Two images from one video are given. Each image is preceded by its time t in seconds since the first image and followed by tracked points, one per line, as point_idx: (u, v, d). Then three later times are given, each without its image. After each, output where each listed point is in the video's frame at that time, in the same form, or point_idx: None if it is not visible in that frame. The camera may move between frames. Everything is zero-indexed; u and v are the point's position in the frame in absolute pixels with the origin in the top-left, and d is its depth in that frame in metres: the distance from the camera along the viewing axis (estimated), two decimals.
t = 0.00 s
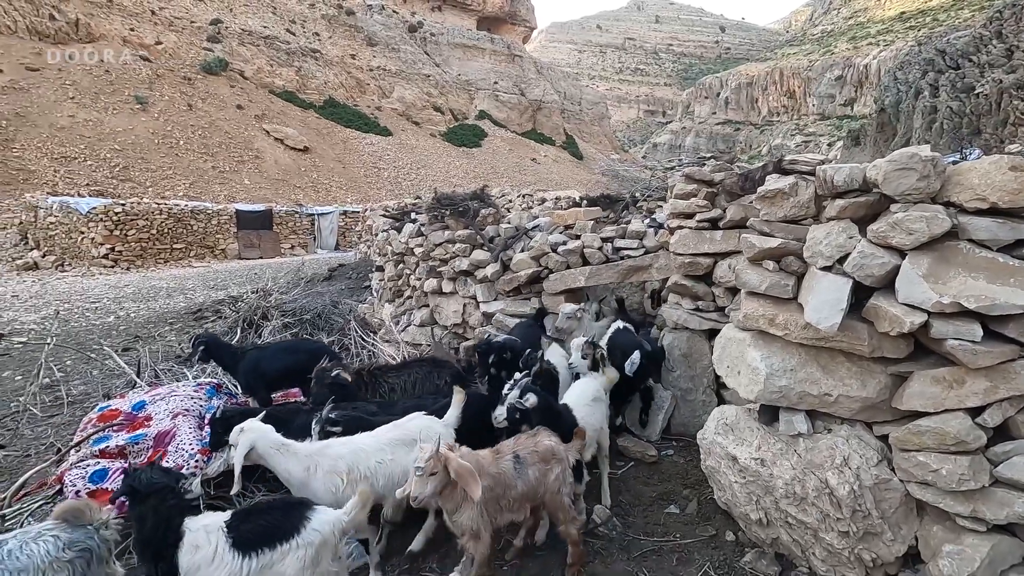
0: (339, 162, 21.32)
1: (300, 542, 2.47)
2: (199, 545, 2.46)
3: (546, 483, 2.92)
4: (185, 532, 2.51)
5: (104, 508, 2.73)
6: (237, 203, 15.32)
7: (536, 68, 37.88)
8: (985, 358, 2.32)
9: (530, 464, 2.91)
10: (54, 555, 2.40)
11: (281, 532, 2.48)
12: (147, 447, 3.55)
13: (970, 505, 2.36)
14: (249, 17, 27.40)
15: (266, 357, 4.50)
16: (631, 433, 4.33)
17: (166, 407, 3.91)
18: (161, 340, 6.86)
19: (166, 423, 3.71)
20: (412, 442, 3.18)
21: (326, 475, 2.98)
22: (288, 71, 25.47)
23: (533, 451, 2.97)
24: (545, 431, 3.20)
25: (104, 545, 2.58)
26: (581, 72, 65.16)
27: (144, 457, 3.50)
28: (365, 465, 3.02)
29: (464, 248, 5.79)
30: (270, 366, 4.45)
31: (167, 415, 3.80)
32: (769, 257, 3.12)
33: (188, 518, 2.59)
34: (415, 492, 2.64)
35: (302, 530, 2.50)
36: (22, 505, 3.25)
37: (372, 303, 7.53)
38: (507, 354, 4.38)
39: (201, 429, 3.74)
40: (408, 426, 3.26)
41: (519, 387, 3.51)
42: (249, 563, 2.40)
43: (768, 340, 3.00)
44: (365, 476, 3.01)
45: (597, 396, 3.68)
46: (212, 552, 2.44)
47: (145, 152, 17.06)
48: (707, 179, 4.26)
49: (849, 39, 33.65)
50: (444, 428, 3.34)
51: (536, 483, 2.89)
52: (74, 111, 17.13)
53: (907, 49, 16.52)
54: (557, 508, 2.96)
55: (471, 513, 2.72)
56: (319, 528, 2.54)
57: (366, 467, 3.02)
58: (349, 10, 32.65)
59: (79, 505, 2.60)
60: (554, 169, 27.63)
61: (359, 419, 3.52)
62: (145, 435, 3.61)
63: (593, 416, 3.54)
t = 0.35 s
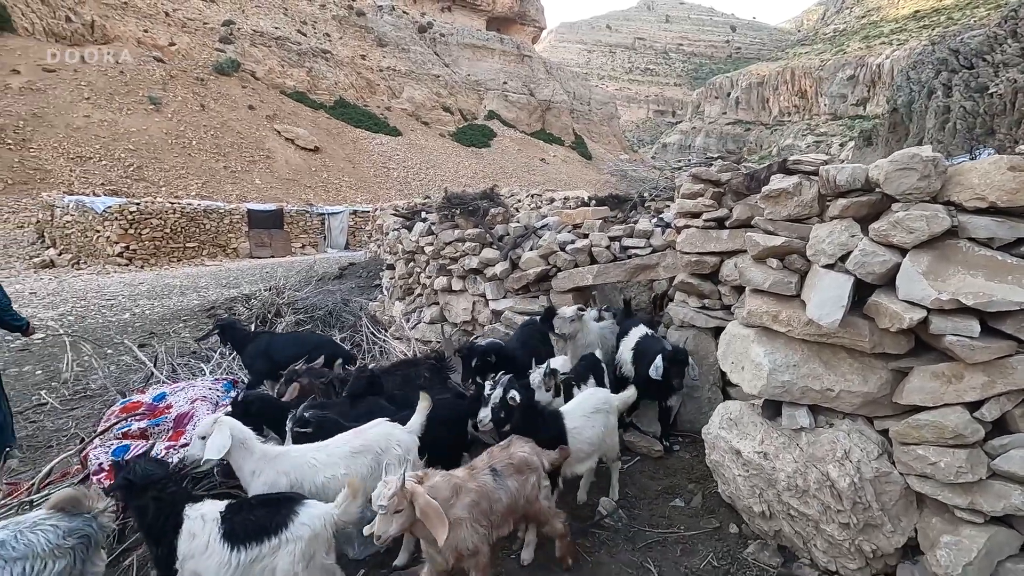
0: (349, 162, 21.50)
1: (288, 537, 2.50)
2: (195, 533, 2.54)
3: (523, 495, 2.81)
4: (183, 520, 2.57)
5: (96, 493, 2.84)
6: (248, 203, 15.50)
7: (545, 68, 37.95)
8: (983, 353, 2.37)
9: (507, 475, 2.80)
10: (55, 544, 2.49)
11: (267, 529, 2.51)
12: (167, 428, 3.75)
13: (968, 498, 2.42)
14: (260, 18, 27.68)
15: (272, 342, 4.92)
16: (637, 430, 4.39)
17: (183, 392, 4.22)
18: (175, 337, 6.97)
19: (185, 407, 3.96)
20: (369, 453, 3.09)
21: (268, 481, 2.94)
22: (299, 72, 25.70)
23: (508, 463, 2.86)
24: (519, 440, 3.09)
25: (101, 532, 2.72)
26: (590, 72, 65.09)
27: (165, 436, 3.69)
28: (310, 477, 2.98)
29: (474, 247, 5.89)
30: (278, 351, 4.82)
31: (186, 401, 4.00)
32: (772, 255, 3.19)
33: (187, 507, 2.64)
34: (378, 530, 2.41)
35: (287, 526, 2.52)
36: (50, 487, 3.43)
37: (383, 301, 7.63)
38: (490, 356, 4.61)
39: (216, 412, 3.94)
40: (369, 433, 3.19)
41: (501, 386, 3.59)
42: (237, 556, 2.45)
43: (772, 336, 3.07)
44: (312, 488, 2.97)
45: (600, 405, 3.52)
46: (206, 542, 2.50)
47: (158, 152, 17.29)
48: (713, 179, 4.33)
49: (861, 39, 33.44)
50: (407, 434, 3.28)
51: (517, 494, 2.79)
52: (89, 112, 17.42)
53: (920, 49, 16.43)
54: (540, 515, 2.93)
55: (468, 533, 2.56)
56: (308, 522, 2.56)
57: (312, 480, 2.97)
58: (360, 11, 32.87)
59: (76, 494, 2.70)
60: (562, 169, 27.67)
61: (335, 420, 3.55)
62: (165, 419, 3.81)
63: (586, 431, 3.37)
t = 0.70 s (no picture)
0: (356, 162, 21.66)
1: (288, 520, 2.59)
2: (194, 524, 2.57)
3: (481, 525, 2.77)
4: (181, 513, 2.61)
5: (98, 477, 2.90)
6: (257, 202, 15.66)
7: (553, 68, 38.03)
8: (976, 347, 2.43)
9: (465, 505, 2.77)
10: (55, 530, 2.60)
11: (268, 509, 2.61)
12: (181, 423, 3.84)
13: (961, 489, 2.48)
14: (269, 20, 27.92)
15: (280, 335, 5.04)
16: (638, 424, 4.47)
17: (195, 385, 4.32)
18: (187, 334, 7.08)
19: (199, 400, 4.05)
20: (306, 469, 2.99)
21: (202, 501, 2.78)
22: (307, 73, 25.91)
23: (469, 491, 2.82)
24: (482, 466, 3.03)
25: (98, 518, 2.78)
26: (598, 72, 65.04)
27: (179, 431, 3.79)
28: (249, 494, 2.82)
29: (480, 245, 5.98)
30: (284, 342, 4.93)
31: (200, 395, 4.10)
32: (772, 252, 3.25)
33: (183, 501, 2.66)
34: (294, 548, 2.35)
35: (287, 507, 2.64)
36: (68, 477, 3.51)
37: (390, 299, 7.72)
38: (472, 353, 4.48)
39: (229, 408, 4.05)
40: (307, 449, 3.10)
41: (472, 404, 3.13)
42: (239, 538, 2.52)
43: (771, 331, 3.14)
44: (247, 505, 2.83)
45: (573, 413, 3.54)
46: (204, 530, 2.55)
47: (169, 152, 17.52)
48: (717, 179, 4.39)
49: (871, 38, 33.26)
50: (348, 449, 3.15)
51: (471, 527, 2.74)
52: (102, 112, 17.68)
53: (931, 48, 16.34)
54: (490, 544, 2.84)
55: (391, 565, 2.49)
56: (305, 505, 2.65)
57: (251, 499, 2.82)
58: (368, 12, 33.07)
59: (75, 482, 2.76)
60: (569, 169, 27.73)
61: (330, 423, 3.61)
62: (179, 413, 3.91)
63: (557, 439, 3.35)
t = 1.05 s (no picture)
0: (362, 162, 21.76)
1: (270, 514, 2.65)
2: (175, 521, 2.60)
3: (412, 564, 2.42)
4: (161, 512, 2.63)
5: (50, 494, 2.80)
6: (263, 203, 15.75)
7: (558, 69, 38.07)
8: (969, 348, 2.46)
9: (392, 543, 2.41)
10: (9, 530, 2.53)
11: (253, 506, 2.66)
12: (188, 420, 3.93)
13: (955, 488, 2.50)
14: (276, 21, 28.08)
15: (283, 334, 5.11)
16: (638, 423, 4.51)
17: (201, 384, 4.40)
18: (194, 332, 7.16)
19: (206, 398, 4.13)
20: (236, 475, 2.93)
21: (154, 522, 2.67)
22: (314, 73, 26.04)
23: (398, 527, 2.47)
24: (411, 497, 2.67)
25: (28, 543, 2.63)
26: (603, 72, 64.97)
27: (186, 428, 3.88)
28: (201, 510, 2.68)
29: (483, 246, 6.00)
30: (287, 343, 4.99)
31: (206, 393, 4.18)
32: (770, 253, 3.29)
33: (160, 502, 2.69)
34: None
35: (266, 504, 2.69)
36: (80, 476, 3.60)
37: (394, 299, 7.78)
38: (456, 355, 4.35)
39: (235, 406, 4.14)
40: (235, 457, 3.03)
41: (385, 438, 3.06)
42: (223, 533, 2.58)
43: (768, 332, 3.17)
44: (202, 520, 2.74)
45: (522, 432, 3.36)
46: (189, 528, 2.60)
47: (176, 152, 17.65)
48: (718, 180, 4.41)
49: (879, 38, 33.09)
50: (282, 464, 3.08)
51: (402, 562, 2.39)
52: (110, 113, 17.84)
53: (939, 48, 16.27)
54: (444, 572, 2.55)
55: None
56: (287, 500, 2.74)
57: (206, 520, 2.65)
58: (374, 13, 33.18)
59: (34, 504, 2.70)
60: (574, 169, 27.76)
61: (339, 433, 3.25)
62: (186, 410, 3.99)
63: (495, 460, 3.17)
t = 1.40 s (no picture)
0: (367, 162, 21.81)
1: (206, 533, 2.55)
2: (100, 557, 2.36)
3: None
4: (81, 551, 2.35)
5: None
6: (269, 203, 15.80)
7: (563, 69, 38.07)
8: (968, 349, 2.45)
9: None
10: None
11: (186, 527, 2.52)
12: (188, 418, 3.97)
13: (954, 490, 2.49)
14: (282, 22, 28.21)
15: (283, 333, 5.12)
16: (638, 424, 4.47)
17: (202, 381, 4.44)
18: (198, 332, 7.18)
19: (207, 395, 4.17)
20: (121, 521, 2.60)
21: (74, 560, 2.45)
22: (319, 74, 26.13)
23: (291, 562, 2.28)
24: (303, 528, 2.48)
25: None
26: (609, 72, 64.88)
27: (187, 426, 3.92)
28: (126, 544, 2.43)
29: (485, 246, 6.00)
30: (287, 343, 5.00)
31: (207, 392, 4.21)
32: (769, 254, 3.28)
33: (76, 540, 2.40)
34: None
35: (202, 524, 2.57)
36: (82, 472, 3.64)
37: (397, 299, 7.78)
38: (454, 353, 3.96)
39: (236, 404, 4.17)
40: (116, 501, 2.68)
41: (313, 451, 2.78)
42: (153, 562, 2.38)
43: (767, 333, 3.16)
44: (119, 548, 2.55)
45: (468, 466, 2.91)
46: (117, 558, 2.37)
47: (183, 153, 17.73)
48: (719, 181, 4.40)
49: (886, 38, 32.94)
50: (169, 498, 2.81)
51: None
52: (117, 114, 17.94)
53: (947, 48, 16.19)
54: None
55: None
56: (222, 517, 2.64)
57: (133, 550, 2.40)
58: (379, 14, 33.25)
59: None
60: (579, 170, 27.75)
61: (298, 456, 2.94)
62: (187, 409, 4.03)
63: (418, 496, 2.76)
